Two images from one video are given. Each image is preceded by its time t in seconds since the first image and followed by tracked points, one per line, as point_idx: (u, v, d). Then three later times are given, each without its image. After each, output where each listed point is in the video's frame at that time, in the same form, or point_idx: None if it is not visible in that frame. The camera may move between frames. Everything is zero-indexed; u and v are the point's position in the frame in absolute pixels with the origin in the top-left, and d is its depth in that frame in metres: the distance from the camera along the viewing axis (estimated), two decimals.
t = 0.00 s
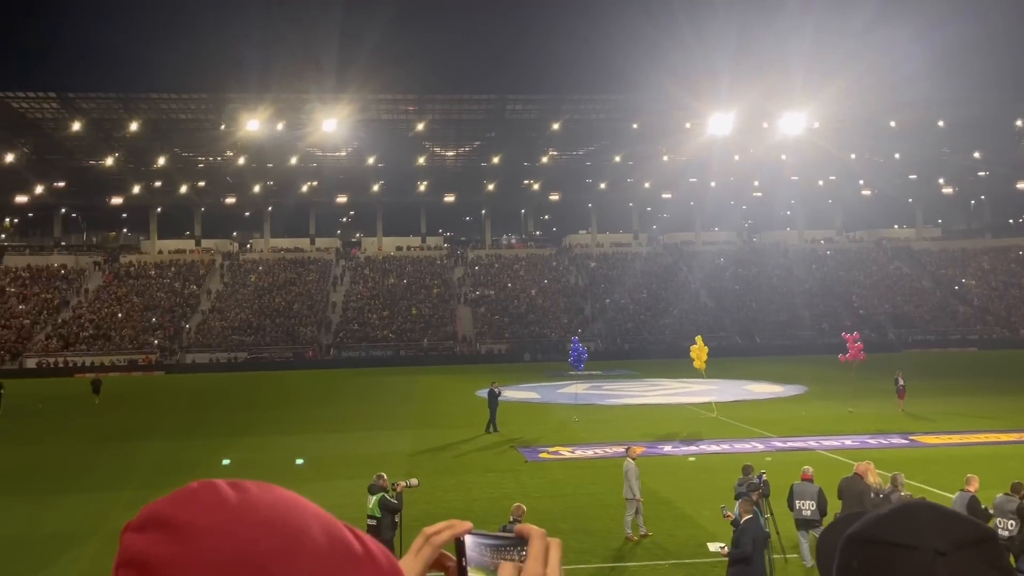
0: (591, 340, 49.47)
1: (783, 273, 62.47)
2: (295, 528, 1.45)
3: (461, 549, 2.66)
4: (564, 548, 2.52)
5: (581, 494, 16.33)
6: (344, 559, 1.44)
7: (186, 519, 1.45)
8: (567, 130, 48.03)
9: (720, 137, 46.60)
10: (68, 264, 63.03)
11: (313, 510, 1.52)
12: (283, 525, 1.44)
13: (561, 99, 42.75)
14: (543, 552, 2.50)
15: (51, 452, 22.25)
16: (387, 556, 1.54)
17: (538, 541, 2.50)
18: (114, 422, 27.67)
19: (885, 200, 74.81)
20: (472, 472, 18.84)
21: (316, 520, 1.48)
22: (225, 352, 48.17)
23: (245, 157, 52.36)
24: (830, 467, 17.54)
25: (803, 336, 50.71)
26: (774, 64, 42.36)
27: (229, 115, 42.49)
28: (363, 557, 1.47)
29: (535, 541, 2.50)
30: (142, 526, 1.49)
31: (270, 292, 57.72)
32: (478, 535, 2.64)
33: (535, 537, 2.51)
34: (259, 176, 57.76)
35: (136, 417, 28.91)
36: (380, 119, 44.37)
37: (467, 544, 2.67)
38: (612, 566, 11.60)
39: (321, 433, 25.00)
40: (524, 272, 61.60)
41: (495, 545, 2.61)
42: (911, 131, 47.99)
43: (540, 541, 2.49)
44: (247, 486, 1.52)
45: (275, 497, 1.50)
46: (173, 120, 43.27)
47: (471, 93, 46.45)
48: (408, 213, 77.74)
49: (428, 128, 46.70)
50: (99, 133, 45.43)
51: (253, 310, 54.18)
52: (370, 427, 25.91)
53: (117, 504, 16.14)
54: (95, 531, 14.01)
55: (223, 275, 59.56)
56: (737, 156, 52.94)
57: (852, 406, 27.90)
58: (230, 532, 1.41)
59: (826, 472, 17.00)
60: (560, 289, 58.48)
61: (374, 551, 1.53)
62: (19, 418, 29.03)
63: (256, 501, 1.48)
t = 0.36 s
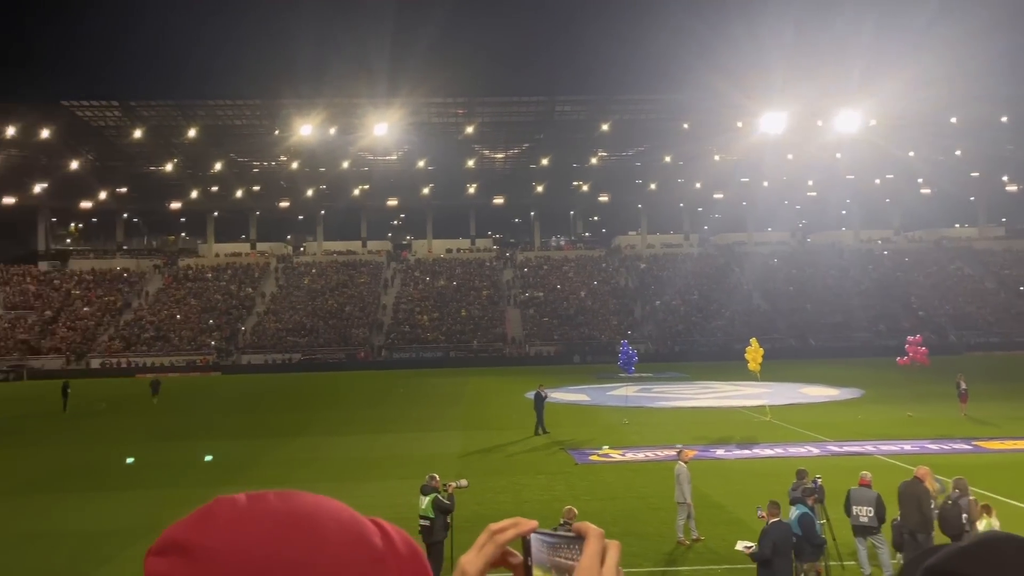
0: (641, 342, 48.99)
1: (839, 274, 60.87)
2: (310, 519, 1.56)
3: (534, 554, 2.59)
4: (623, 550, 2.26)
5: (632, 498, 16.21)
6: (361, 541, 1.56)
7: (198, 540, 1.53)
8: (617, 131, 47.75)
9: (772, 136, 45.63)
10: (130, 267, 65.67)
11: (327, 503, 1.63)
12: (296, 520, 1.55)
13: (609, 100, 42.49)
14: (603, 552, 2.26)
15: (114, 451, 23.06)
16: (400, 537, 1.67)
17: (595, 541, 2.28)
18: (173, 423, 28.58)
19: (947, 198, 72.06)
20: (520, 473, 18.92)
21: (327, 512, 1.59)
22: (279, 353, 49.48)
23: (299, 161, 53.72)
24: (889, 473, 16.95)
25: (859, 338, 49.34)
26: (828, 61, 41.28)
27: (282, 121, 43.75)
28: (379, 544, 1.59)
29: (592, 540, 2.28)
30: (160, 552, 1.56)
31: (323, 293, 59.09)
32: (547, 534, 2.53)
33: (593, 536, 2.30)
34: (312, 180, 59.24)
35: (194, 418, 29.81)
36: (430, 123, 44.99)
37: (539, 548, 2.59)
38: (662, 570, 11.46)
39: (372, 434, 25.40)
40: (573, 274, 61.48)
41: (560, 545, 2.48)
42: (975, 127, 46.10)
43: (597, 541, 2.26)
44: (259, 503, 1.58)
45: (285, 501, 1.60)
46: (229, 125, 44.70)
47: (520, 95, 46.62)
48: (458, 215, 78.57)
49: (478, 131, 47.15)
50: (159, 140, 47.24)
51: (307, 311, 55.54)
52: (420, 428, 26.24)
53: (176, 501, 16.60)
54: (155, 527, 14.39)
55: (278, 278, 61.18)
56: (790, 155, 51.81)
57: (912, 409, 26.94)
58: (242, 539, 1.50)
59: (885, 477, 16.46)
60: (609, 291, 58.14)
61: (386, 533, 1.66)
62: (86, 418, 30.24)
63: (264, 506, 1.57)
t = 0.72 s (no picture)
0: (691, 342, 48.33)
1: (896, 274, 59.07)
2: (329, 515, 1.61)
3: (591, 508, 2.58)
4: (681, 503, 2.20)
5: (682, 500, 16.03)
6: (383, 523, 1.63)
7: (220, 552, 1.57)
8: (666, 129, 47.19)
9: (826, 132, 44.46)
10: (188, 268, 68.08)
11: (344, 497, 1.67)
12: (316, 520, 1.59)
13: (657, 98, 42.10)
14: (655, 509, 2.21)
15: (173, 448, 23.82)
16: (420, 519, 1.75)
17: (646, 496, 2.23)
18: (229, 422, 29.38)
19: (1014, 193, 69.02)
20: (568, 474, 18.94)
21: (347, 507, 1.64)
22: (331, 353, 50.56)
23: (350, 164, 54.83)
24: (949, 478, 16.34)
25: (918, 339, 47.80)
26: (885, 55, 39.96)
27: (334, 124, 44.77)
28: (400, 526, 1.66)
29: (644, 494, 2.23)
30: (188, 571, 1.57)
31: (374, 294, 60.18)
32: (602, 489, 2.52)
33: (644, 491, 2.25)
34: (362, 182, 60.43)
35: (249, 417, 30.62)
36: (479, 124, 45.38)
37: (595, 500, 2.58)
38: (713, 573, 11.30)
39: (421, 434, 25.70)
40: (622, 274, 61.06)
41: (614, 501, 2.47)
42: None
43: (650, 498, 2.19)
44: (279, 507, 1.62)
45: (301, 503, 1.64)
46: (282, 129, 45.90)
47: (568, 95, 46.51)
48: (505, 216, 79.01)
49: (526, 132, 47.32)
50: (215, 144, 48.81)
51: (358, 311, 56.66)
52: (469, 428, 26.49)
53: (233, 498, 17.10)
54: (210, 524, 14.76)
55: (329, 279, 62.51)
56: (844, 152, 50.45)
57: (975, 413, 25.90)
58: (261, 542, 1.54)
59: (946, 482, 15.91)
60: (658, 291, 57.55)
61: (406, 515, 1.73)
62: (146, 416, 31.32)
63: (282, 509, 1.61)
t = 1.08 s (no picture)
0: (741, 343, 47.44)
1: (958, 273, 56.81)
2: (374, 509, 1.68)
3: (659, 472, 2.59)
4: (747, 471, 2.24)
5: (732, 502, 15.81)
6: (428, 515, 1.71)
7: (273, 547, 1.64)
8: (715, 127, 46.51)
9: (882, 128, 43.14)
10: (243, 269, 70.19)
11: (389, 490, 1.73)
12: (363, 517, 1.66)
13: (706, 95, 41.51)
14: (725, 476, 2.25)
15: (228, 445, 24.59)
16: (463, 507, 1.82)
17: (714, 462, 2.24)
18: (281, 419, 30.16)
19: None
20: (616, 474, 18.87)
21: (392, 501, 1.71)
22: (380, 352, 51.49)
23: (399, 165, 55.69)
24: (1014, 483, 15.68)
25: (982, 341, 45.89)
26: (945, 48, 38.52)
27: (383, 125, 45.59)
28: (441, 517, 1.74)
29: (712, 461, 2.23)
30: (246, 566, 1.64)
31: (422, 294, 60.91)
32: (668, 453, 2.50)
33: (712, 457, 2.25)
34: (410, 183, 61.32)
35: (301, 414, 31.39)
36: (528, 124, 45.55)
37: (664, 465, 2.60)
38: None
39: (469, 433, 25.93)
40: (671, 273, 60.36)
41: (682, 467, 2.45)
42: None
43: (719, 463, 2.22)
44: (327, 505, 1.68)
45: (350, 497, 1.71)
46: (333, 131, 46.93)
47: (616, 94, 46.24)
48: (552, 216, 79.01)
49: (573, 132, 47.23)
50: (268, 147, 50.22)
51: (407, 311, 57.48)
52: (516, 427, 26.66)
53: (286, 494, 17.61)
54: (264, 519, 15.21)
55: (379, 279, 63.59)
56: (901, 148, 48.84)
57: None
58: (312, 537, 1.61)
59: (1011, 487, 15.30)
60: (708, 291, 56.65)
61: (449, 504, 1.81)
62: (202, 413, 32.42)
63: (331, 504, 1.68)
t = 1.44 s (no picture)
0: (795, 342, 46.27)
1: None
2: (433, 511, 1.64)
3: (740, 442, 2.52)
4: (826, 438, 2.14)
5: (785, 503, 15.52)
6: (491, 513, 1.67)
7: (342, 544, 1.63)
8: (768, 123, 45.63)
9: (944, 121, 41.64)
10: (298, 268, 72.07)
11: (457, 489, 1.72)
12: (426, 518, 1.63)
13: (758, 91, 40.74)
14: (797, 447, 2.17)
15: (280, 441, 25.25)
16: (524, 503, 1.76)
17: (786, 433, 2.17)
18: (332, 417, 30.85)
19: None
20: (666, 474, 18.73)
21: (455, 499, 1.68)
22: (431, 349, 52.19)
23: (448, 165, 56.34)
24: None
25: None
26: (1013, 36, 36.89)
27: (433, 125, 46.19)
28: (504, 515, 1.69)
29: (784, 430, 2.17)
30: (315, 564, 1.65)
31: (472, 292, 61.46)
32: (749, 421, 2.43)
33: (783, 426, 2.20)
34: (460, 182, 61.90)
35: (350, 412, 32.05)
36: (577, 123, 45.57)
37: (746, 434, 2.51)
38: None
39: (518, 431, 26.11)
40: (723, 272, 59.35)
41: (761, 440, 2.38)
42: None
43: (793, 432, 2.14)
44: (390, 504, 1.67)
45: (414, 496, 1.68)
46: (384, 132, 47.81)
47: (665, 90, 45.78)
48: (601, 215, 78.65)
49: (623, 129, 46.93)
50: (321, 148, 51.49)
51: (456, 310, 58.09)
52: (564, 426, 26.72)
53: (338, 490, 18.00)
54: (317, 515, 15.58)
55: (429, 278, 64.43)
56: (965, 142, 47.02)
57: None
58: (378, 537, 1.59)
59: None
60: (761, 289, 55.50)
61: (511, 502, 1.76)
62: (256, 409, 33.35)
63: (397, 504, 1.66)
